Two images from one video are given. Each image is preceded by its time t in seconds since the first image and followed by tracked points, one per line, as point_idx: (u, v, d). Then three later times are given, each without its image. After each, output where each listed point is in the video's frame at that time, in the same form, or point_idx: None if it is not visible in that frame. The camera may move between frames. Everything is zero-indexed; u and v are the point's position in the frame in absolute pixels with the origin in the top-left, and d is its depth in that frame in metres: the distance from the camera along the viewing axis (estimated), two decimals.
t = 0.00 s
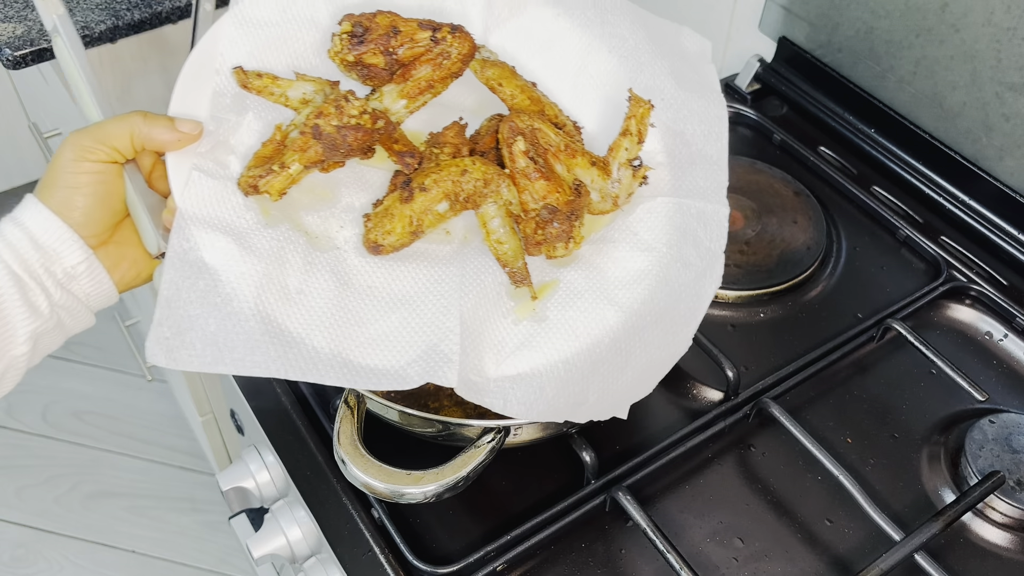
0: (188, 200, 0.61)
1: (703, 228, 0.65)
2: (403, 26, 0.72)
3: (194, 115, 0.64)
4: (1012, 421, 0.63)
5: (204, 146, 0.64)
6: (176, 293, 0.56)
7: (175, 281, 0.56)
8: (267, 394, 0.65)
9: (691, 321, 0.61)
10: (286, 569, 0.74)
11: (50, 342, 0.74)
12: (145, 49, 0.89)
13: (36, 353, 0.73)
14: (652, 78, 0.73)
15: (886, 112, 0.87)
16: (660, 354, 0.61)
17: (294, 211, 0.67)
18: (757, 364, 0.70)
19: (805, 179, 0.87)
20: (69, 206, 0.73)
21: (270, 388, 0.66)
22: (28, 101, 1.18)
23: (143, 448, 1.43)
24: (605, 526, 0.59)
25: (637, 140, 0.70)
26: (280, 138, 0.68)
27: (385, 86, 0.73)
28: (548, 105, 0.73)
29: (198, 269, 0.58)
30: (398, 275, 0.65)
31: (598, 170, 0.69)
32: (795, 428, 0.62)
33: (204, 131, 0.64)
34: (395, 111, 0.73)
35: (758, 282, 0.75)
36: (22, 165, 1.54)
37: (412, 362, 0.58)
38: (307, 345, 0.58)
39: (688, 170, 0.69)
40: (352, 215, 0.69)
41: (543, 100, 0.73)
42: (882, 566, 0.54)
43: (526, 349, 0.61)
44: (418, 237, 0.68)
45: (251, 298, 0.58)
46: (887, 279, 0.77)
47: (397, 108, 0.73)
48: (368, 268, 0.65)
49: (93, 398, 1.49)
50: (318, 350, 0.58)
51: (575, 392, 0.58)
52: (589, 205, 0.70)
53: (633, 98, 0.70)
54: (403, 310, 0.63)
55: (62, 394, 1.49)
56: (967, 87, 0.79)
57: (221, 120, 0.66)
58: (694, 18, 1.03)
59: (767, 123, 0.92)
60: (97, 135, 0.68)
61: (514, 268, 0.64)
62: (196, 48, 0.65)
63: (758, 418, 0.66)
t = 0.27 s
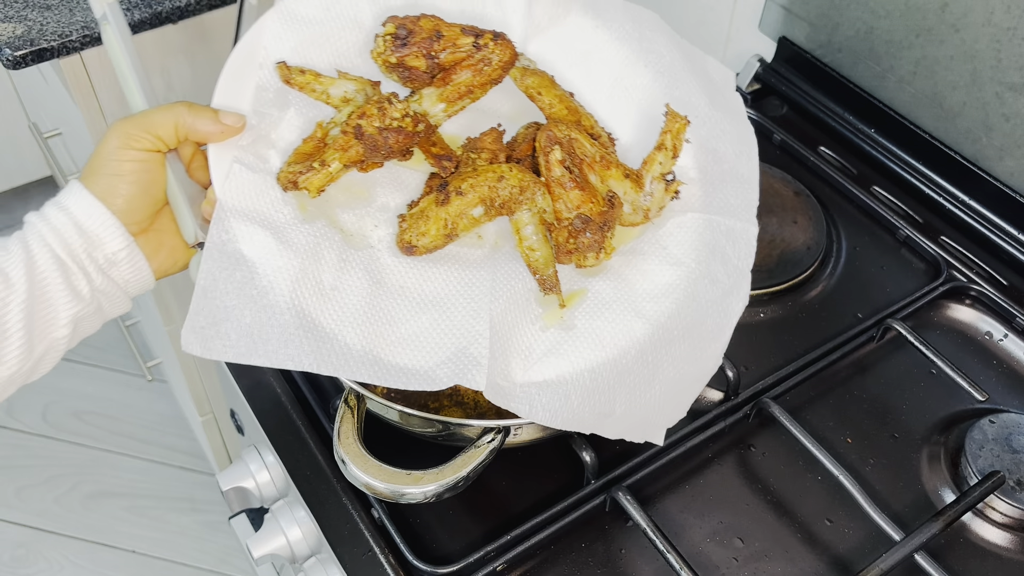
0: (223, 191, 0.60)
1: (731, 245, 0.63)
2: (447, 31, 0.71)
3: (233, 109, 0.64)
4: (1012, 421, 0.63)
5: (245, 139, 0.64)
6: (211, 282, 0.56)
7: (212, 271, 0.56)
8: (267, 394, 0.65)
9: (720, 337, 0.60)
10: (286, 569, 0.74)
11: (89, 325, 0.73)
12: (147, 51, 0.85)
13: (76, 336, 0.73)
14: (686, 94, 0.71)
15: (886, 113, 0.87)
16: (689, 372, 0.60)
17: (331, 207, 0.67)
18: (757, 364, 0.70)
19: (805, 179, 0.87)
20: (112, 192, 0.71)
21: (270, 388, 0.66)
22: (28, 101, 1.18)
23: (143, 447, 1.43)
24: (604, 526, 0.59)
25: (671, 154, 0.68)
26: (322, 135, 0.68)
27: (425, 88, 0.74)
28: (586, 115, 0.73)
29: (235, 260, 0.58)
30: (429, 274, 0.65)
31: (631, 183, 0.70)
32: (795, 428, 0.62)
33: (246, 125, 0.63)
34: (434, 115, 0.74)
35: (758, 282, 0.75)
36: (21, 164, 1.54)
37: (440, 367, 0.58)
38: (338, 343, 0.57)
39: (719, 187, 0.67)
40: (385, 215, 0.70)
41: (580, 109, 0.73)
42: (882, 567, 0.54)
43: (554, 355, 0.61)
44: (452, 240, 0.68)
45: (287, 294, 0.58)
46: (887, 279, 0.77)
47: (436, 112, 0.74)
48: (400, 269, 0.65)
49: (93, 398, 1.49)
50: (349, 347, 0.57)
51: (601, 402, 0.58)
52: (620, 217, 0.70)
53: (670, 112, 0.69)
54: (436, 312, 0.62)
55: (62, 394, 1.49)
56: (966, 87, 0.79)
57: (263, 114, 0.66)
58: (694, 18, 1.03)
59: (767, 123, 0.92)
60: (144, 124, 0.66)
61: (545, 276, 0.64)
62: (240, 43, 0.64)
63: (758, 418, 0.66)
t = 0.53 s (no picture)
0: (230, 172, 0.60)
1: (739, 277, 0.63)
2: (474, 33, 0.69)
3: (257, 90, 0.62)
4: (1012, 421, 0.63)
5: (261, 122, 0.63)
6: (209, 263, 0.56)
7: (211, 251, 0.57)
8: (268, 394, 0.65)
9: (713, 370, 0.60)
10: (286, 569, 0.75)
11: (95, 296, 0.73)
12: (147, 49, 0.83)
13: (82, 305, 0.73)
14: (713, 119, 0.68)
15: (886, 112, 0.87)
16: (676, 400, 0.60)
17: (339, 198, 0.68)
18: (757, 364, 0.70)
19: (805, 179, 0.87)
20: (126, 165, 0.72)
21: (270, 387, 0.66)
22: (28, 102, 1.18)
23: (143, 447, 1.43)
24: (604, 526, 0.59)
25: (688, 178, 0.67)
26: (338, 125, 0.68)
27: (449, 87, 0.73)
28: (607, 130, 0.71)
29: (236, 243, 0.58)
30: (429, 276, 0.67)
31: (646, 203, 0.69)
32: (795, 428, 0.62)
33: (264, 108, 0.62)
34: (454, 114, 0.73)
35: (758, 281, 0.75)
36: (21, 164, 1.54)
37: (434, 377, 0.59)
38: (328, 337, 0.59)
39: (736, 214, 0.66)
40: (394, 211, 0.71)
41: (602, 124, 0.71)
42: (882, 567, 0.54)
43: (543, 370, 0.61)
44: (455, 244, 0.69)
45: (282, 283, 0.59)
46: (887, 279, 0.77)
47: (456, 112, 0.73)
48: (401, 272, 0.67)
49: (93, 398, 1.49)
50: (344, 344, 0.59)
51: (585, 422, 0.58)
52: (630, 236, 0.70)
53: (691, 135, 0.67)
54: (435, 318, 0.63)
55: (62, 394, 1.49)
56: (966, 87, 0.79)
57: (282, 100, 0.64)
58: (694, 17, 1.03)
59: (767, 123, 0.92)
60: (161, 101, 0.65)
61: (545, 289, 0.65)
62: (268, 27, 0.61)
63: (758, 418, 0.65)
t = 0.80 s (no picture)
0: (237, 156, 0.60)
1: (737, 291, 0.62)
2: (485, 29, 0.69)
3: (262, 76, 0.62)
4: (1012, 421, 0.63)
5: (266, 107, 0.62)
6: (204, 244, 0.57)
7: (206, 232, 0.57)
8: (268, 394, 0.65)
9: (700, 383, 0.60)
10: (286, 569, 0.75)
11: (97, 269, 0.75)
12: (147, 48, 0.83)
13: (82, 278, 0.75)
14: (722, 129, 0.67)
15: (886, 112, 0.87)
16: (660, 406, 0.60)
17: (342, 186, 0.69)
18: (757, 364, 0.70)
19: (805, 180, 0.87)
20: (129, 144, 0.73)
21: (270, 387, 0.65)
22: (28, 102, 1.18)
23: (143, 447, 1.43)
24: (604, 526, 0.59)
25: (689, 188, 0.66)
26: (340, 116, 0.66)
27: (456, 82, 0.73)
28: (610, 133, 0.71)
29: (232, 226, 0.59)
30: (421, 270, 0.67)
31: (646, 211, 0.68)
32: (795, 428, 0.62)
33: (270, 93, 0.62)
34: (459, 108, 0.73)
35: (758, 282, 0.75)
36: (20, 164, 1.54)
37: (415, 371, 0.59)
38: (313, 325, 0.59)
39: (738, 226, 0.65)
40: (394, 205, 0.71)
41: (606, 127, 0.71)
42: (882, 567, 0.54)
43: (527, 370, 0.61)
44: (449, 239, 0.69)
45: (273, 267, 0.59)
46: (887, 279, 0.77)
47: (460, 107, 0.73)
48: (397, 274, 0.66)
49: (93, 398, 1.49)
50: (332, 333, 0.59)
51: (566, 426, 0.58)
52: (627, 241, 0.70)
53: (695, 145, 0.66)
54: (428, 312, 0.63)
55: (62, 394, 1.49)
56: (966, 87, 0.79)
57: (287, 87, 0.63)
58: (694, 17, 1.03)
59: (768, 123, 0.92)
60: (168, 80, 0.66)
61: (536, 289, 0.65)
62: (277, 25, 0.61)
63: (759, 418, 0.65)
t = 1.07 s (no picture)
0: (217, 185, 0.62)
1: (763, 298, 0.60)
2: (474, 36, 0.73)
3: (245, 99, 0.65)
4: (1012, 421, 0.63)
5: (249, 130, 0.65)
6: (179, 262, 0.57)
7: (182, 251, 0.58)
8: (268, 395, 0.65)
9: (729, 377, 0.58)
10: (286, 569, 0.75)
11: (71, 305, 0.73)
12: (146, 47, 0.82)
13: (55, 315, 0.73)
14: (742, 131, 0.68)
15: (886, 112, 0.87)
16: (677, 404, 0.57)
17: (328, 204, 0.68)
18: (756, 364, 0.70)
19: (805, 180, 0.87)
20: (106, 171, 0.72)
21: (268, 387, 0.65)
22: (28, 102, 1.18)
23: (143, 447, 1.43)
24: (604, 526, 0.59)
25: (705, 180, 0.67)
26: (325, 130, 0.69)
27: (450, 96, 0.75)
28: (615, 132, 0.72)
29: (208, 244, 0.59)
30: (415, 287, 0.65)
31: (660, 210, 0.68)
32: (796, 428, 0.62)
33: (251, 114, 0.65)
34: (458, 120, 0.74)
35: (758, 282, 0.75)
36: (20, 164, 1.54)
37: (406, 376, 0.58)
38: (289, 341, 0.57)
39: (763, 227, 0.64)
40: (385, 220, 0.69)
41: (610, 126, 0.72)
42: (882, 566, 0.54)
43: (533, 384, 0.57)
44: (441, 249, 0.68)
45: (246, 287, 0.59)
46: (887, 279, 0.77)
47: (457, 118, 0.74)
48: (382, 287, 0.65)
49: (93, 398, 1.49)
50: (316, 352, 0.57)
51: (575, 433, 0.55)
52: (640, 243, 0.68)
53: (707, 134, 0.69)
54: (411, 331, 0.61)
55: (62, 394, 1.49)
56: (966, 87, 0.79)
57: (270, 107, 0.67)
58: (694, 17, 1.03)
59: (768, 122, 0.92)
60: (148, 105, 0.68)
61: (540, 299, 0.63)
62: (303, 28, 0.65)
63: (759, 418, 0.65)
